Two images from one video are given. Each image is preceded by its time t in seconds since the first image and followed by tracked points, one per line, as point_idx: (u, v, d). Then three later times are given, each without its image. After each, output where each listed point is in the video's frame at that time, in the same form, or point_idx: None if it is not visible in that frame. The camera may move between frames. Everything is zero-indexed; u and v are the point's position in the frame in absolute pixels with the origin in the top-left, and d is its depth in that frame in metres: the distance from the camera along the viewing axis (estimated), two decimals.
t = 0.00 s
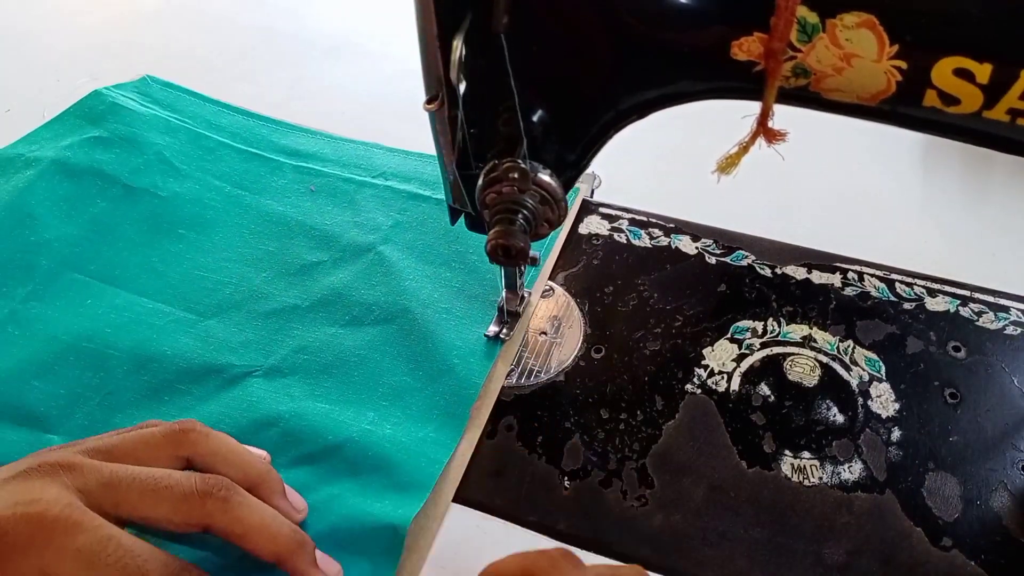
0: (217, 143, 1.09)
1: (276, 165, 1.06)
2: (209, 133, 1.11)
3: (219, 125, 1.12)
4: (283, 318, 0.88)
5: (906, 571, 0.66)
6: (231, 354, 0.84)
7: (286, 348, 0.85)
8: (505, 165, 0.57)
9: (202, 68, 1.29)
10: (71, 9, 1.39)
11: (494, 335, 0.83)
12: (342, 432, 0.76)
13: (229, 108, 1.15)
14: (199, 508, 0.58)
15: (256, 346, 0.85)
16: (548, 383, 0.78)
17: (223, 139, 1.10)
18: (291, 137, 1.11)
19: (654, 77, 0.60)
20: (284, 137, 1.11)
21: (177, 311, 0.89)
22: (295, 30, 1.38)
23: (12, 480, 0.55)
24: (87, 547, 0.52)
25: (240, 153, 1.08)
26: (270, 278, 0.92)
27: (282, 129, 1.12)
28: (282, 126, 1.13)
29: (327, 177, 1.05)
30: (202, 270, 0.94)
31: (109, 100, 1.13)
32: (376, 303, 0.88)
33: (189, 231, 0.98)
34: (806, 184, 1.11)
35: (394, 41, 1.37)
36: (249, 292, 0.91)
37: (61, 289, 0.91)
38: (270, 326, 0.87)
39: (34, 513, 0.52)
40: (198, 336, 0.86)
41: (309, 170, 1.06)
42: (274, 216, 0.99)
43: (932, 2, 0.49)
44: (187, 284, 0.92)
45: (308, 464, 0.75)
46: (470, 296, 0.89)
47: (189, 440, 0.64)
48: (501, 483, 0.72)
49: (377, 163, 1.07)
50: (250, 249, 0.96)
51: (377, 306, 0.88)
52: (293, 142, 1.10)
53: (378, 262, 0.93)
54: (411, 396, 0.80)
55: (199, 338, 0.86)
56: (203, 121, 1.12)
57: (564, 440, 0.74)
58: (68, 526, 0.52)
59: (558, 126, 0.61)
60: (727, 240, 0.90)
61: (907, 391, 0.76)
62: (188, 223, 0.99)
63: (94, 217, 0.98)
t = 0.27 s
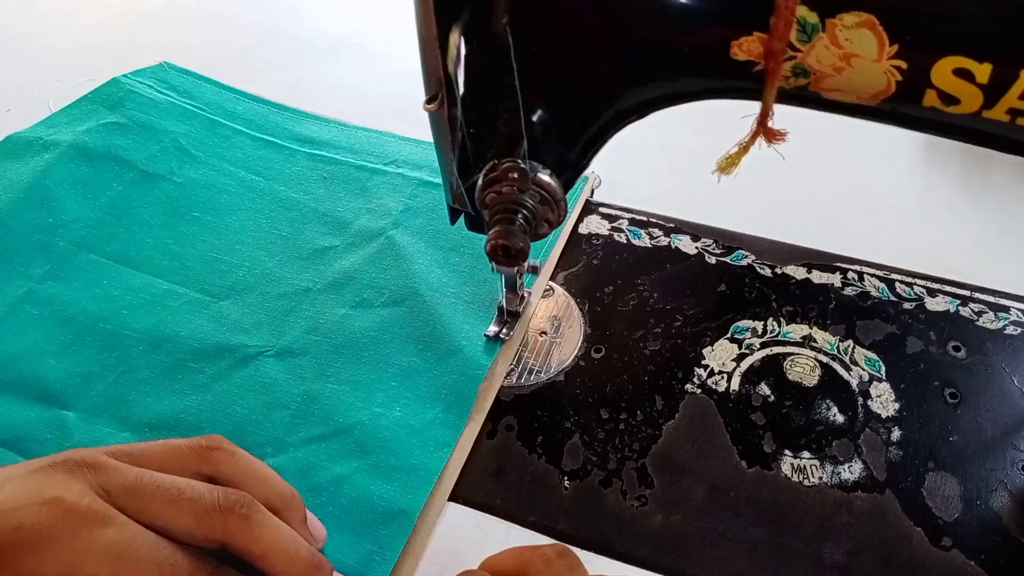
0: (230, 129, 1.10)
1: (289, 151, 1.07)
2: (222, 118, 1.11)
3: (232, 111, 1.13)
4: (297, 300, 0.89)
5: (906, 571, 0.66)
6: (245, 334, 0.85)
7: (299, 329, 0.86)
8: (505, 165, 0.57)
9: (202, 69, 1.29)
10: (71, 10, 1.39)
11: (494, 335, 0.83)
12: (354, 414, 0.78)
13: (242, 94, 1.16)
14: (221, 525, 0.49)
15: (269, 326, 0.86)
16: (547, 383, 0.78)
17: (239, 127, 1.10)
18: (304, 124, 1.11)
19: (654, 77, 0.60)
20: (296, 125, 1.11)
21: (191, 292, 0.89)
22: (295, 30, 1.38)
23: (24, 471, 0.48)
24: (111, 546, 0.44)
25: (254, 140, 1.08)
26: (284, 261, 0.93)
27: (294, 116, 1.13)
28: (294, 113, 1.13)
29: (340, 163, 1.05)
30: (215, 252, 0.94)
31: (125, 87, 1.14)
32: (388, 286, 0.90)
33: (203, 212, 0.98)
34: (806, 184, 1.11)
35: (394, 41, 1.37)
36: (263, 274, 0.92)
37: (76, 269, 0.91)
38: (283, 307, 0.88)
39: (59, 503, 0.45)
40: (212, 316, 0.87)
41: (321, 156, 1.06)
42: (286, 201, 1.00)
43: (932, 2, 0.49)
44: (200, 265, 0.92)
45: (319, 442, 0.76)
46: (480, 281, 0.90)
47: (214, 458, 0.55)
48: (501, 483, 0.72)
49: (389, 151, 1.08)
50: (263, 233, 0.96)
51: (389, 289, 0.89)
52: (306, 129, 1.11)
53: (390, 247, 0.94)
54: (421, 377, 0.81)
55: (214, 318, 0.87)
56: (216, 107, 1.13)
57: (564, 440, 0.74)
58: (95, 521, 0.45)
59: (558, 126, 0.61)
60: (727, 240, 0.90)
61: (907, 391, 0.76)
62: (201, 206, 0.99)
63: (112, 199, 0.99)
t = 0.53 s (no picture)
0: (238, 118, 1.09)
1: (297, 142, 1.06)
2: (229, 109, 1.10)
3: (239, 101, 1.12)
4: (307, 289, 0.89)
5: (906, 571, 0.66)
6: (255, 322, 0.85)
7: (309, 317, 0.86)
8: (504, 165, 0.57)
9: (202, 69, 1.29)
10: (71, 10, 1.39)
11: (494, 335, 0.82)
12: (363, 398, 0.78)
13: (249, 84, 1.15)
14: (233, 492, 0.57)
15: (279, 314, 0.86)
16: (547, 383, 0.78)
17: (248, 118, 1.09)
18: (312, 116, 1.10)
19: (654, 77, 0.60)
20: (304, 116, 1.10)
21: (201, 281, 0.89)
22: (294, 31, 1.38)
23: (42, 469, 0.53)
24: (126, 534, 0.51)
25: (263, 132, 1.07)
26: (293, 250, 0.93)
27: (301, 107, 1.12)
28: (301, 104, 1.12)
29: (348, 153, 1.05)
30: (223, 241, 0.94)
31: (134, 79, 1.13)
32: (396, 274, 0.90)
33: (212, 201, 0.98)
34: (806, 184, 1.11)
35: (394, 41, 1.37)
36: (273, 263, 0.92)
37: (88, 258, 0.90)
38: (293, 296, 0.88)
39: (77, 497, 0.50)
40: (222, 305, 0.87)
41: (329, 147, 1.06)
42: (294, 191, 1.00)
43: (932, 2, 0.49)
44: (209, 254, 0.92)
45: (328, 427, 0.76)
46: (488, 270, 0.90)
47: (219, 437, 0.63)
48: (501, 483, 0.72)
49: (397, 141, 1.07)
50: (272, 223, 0.96)
51: (398, 277, 0.89)
52: (314, 119, 1.10)
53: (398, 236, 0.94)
54: (429, 362, 0.81)
55: (224, 307, 0.87)
56: (224, 98, 1.12)
57: (564, 440, 0.74)
58: (111, 513, 0.51)
59: (558, 126, 0.61)
60: (727, 240, 0.90)
61: (907, 391, 0.76)
62: (210, 195, 0.99)
63: (123, 188, 0.98)
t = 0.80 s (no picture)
0: (248, 110, 1.09)
1: (307, 133, 1.06)
2: (239, 101, 1.11)
3: (249, 93, 1.12)
4: (315, 276, 0.89)
5: (906, 571, 0.66)
6: (264, 308, 0.86)
7: (318, 303, 0.86)
8: (505, 165, 0.57)
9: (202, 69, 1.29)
10: (70, 10, 1.39)
11: (494, 335, 0.81)
12: (371, 382, 0.78)
13: (259, 77, 1.15)
14: (239, 475, 0.58)
15: (288, 300, 0.87)
16: (548, 383, 0.78)
17: (258, 110, 1.10)
18: (322, 107, 1.10)
19: (654, 77, 0.60)
20: (314, 108, 1.10)
21: (211, 268, 0.89)
22: (294, 31, 1.38)
23: (64, 438, 0.58)
24: (133, 508, 0.53)
25: (273, 123, 1.07)
26: (302, 239, 0.93)
27: (311, 99, 1.12)
28: (310, 96, 1.12)
29: (357, 145, 1.05)
30: (233, 229, 0.94)
31: (147, 71, 1.13)
32: (404, 261, 0.90)
33: (223, 191, 0.98)
34: (806, 183, 1.11)
35: (394, 41, 1.37)
36: (281, 250, 0.92)
37: (100, 245, 0.91)
38: (302, 282, 0.88)
39: (88, 468, 0.55)
40: (232, 291, 0.87)
41: (338, 138, 1.06)
42: (303, 181, 1.00)
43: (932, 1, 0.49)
44: (218, 243, 0.93)
45: (334, 411, 0.76)
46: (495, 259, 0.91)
47: (229, 415, 0.64)
48: (500, 484, 0.72)
49: (405, 132, 1.07)
50: (282, 212, 0.96)
51: (405, 264, 0.90)
52: (324, 111, 1.10)
53: (406, 225, 0.94)
54: (434, 347, 0.82)
55: (234, 294, 0.87)
56: (234, 90, 1.12)
57: (564, 440, 0.74)
58: (118, 486, 0.54)
59: (558, 126, 0.61)
60: (727, 240, 0.90)
61: (907, 391, 0.76)
62: (220, 185, 0.99)
63: (135, 178, 0.99)
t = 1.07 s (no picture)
0: (262, 95, 1.10)
1: (319, 118, 1.07)
2: (253, 86, 1.11)
3: (262, 78, 1.12)
4: (327, 257, 0.91)
5: (906, 571, 0.66)
6: (277, 288, 0.88)
7: (331, 284, 0.88)
8: (505, 165, 0.57)
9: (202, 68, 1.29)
10: (70, 9, 1.39)
11: (494, 335, 0.81)
12: (382, 359, 0.81)
13: (273, 64, 1.15)
14: (256, 452, 0.59)
15: (300, 280, 0.89)
16: (547, 383, 0.78)
17: (271, 96, 1.10)
18: (334, 94, 1.10)
19: (654, 77, 0.60)
20: (326, 94, 1.10)
21: (226, 249, 0.91)
22: (294, 30, 1.38)
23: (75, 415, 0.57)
24: (153, 485, 0.53)
25: (286, 109, 1.08)
26: (314, 221, 0.95)
27: (323, 84, 1.12)
28: (322, 82, 1.12)
29: (368, 130, 1.05)
30: (247, 212, 0.96)
31: (163, 57, 1.13)
32: (414, 244, 0.92)
33: (236, 175, 0.99)
34: (806, 183, 1.11)
35: (394, 40, 1.37)
36: (294, 233, 0.94)
37: (118, 227, 0.93)
38: (314, 263, 0.90)
39: (106, 446, 0.54)
40: (246, 272, 0.89)
41: (350, 124, 1.06)
42: (316, 165, 1.01)
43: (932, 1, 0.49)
44: (232, 225, 0.94)
45: (347, 386, 0.79)
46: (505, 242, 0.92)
47: (242, 389, 0.64)
48: (500, 484, 0.72)
49: (416, 117, 1.07)
50: (294, 196, 0.97)
51: (416, 247, 0.91)
52: (336, 96, 1.10)
53: (417, 209, 0.96)
54: (442, 327, 0.83)
55: (248, 275, 0.89)
56: (248, 76, 1.12)
57: (564, 440, 0.74)
58: (138, 463, 0.54)
59: (558, 126, 0.61)
60: (727, 240, 0.90)
61: (907, 390, 0.76)
62: (234, 169, 1.00)
63: (152, 162, 1.00)
